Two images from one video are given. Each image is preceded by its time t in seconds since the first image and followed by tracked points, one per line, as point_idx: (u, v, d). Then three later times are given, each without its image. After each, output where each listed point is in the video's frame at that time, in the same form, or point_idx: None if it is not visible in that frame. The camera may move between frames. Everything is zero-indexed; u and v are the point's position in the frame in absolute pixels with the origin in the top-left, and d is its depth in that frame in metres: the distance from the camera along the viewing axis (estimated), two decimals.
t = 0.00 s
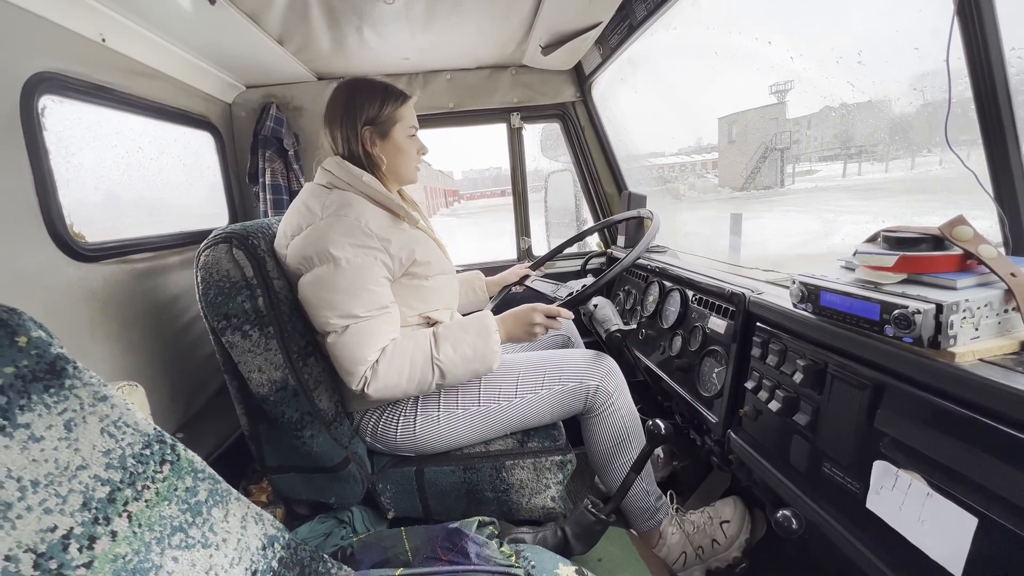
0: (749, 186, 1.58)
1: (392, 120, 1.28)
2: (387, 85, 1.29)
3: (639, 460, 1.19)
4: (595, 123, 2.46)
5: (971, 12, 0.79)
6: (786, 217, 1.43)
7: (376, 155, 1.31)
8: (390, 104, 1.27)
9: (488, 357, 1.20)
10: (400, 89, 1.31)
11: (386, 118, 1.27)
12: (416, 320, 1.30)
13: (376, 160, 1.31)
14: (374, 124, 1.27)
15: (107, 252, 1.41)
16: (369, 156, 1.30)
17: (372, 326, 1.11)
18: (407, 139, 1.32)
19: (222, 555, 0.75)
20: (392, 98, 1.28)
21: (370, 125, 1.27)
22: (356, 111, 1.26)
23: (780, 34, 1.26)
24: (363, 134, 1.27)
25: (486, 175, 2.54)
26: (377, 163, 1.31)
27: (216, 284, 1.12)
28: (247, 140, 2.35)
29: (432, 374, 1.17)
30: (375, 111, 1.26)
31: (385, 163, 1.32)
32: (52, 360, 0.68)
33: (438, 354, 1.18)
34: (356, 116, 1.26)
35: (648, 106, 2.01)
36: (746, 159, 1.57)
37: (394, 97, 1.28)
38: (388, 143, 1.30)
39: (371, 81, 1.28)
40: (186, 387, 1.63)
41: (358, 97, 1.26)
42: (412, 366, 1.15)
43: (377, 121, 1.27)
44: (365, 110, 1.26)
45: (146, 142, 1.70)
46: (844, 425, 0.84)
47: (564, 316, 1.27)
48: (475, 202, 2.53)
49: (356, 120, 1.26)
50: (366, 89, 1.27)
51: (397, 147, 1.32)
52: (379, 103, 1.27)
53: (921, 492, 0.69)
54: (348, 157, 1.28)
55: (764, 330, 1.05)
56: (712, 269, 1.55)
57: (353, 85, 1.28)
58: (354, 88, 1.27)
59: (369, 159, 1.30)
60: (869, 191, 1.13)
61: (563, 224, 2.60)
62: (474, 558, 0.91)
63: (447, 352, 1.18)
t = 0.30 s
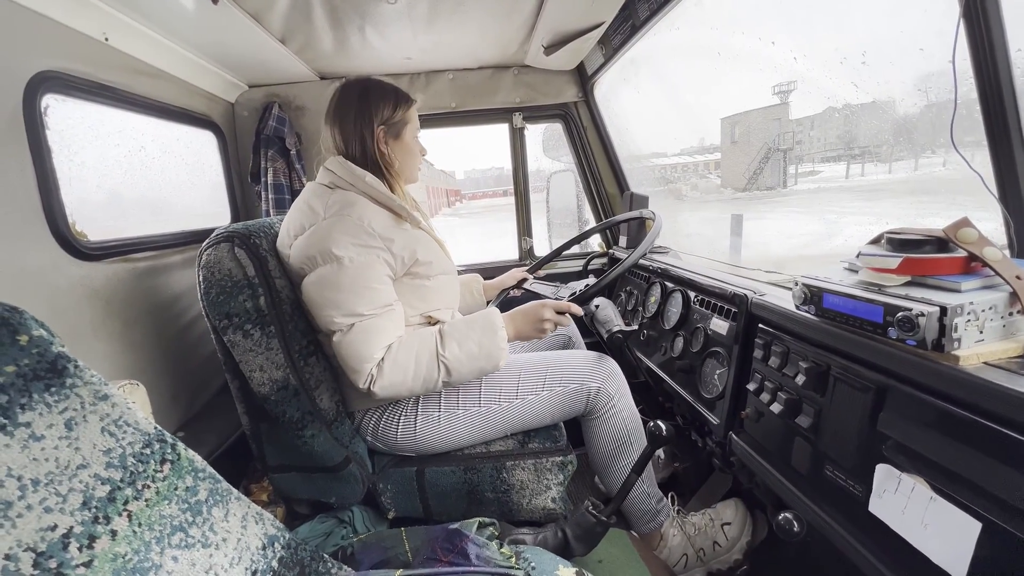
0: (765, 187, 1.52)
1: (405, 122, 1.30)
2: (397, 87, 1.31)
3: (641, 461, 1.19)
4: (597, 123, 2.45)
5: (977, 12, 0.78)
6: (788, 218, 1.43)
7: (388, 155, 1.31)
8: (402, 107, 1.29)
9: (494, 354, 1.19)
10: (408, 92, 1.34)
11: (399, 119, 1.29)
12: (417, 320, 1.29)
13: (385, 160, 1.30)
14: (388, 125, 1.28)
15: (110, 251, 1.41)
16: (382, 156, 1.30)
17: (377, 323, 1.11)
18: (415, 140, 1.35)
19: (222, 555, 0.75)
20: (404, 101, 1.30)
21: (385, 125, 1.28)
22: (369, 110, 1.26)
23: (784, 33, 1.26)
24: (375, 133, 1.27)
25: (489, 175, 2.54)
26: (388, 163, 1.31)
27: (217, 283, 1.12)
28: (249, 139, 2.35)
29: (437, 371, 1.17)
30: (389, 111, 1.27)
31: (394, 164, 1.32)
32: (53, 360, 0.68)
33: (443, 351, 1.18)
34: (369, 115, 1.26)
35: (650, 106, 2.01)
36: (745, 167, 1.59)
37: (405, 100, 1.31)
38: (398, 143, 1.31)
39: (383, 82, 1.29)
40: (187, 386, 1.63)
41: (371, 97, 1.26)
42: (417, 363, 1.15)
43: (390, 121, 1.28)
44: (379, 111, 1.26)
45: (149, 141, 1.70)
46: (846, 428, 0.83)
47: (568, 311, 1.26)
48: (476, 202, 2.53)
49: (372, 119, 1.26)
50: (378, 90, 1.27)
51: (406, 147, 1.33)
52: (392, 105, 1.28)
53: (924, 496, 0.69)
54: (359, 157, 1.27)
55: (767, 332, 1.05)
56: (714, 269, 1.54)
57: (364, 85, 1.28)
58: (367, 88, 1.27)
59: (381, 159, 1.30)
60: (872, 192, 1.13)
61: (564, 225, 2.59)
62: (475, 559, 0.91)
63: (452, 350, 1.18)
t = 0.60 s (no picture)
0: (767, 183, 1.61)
1: (419, 89, 1.29)
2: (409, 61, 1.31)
3: (663, 456, 1.17)
4: (617, 116, 2.43)
5: None
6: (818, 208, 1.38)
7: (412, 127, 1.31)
8: (412, 73, 1.29)
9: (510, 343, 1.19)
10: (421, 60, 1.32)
11: (412, 89, 1.29)
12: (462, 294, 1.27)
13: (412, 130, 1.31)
14: (401, 98, 1.29)
15: (141, 243, 1.45)
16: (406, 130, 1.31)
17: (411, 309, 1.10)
18: (437, 101, 1.32)
19: (254, 539, 0.77)
20: (414, 68, 1.30)
21: (399, 100, 1.29)
22: (382, 91, 1.28)
23: (813, 20, 1.22)
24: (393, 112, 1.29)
25: (506, 169, 2.52)
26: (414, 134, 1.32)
27: (245, 275, 1.14)
28: (272, 135, 2.38)
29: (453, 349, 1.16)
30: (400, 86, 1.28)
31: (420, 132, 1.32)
32: (94, 347, 0.70)
33: (464, 330, 1.16)
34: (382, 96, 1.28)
35: (672, 98, 1.99)
36: (774, 148, 1.52)
37: (415, 67, 1.30)
38: (420, 109, 1.30)
39: (394, 61, 1.30)
40: (214, 377, 1.67)
41: (382, 77, 1.29)
42: (437, 343, 1.14)
43: (403, 95, 1.28)
44: (392, 87, 1.28)
45: (177, 137, 1.74)
46: (879, 424, 0.81)
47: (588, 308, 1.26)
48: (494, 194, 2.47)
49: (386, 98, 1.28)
50: (388, 70, 1.29)
51: (431, 109, 1.31)
52: (403, 77, 1.29)
53: (963, 493, 0.67)
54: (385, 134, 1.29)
55: (795, 326, 1.03)
56: (739, 263, 1.52)
57: (376, 69, 1.31)
58: (380, 70, 1.30)
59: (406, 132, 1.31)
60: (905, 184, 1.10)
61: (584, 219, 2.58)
62: (500, 548, 0.91)
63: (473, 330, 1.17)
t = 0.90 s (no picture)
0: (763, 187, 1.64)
1: (404, 96, 1.30)
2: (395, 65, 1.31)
3: (666, 457, 1.17)
4: (621, 114, 2.43)
5: None
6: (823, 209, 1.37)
7: (398, 134, 1.33)
8: (399, 80, 1.29)
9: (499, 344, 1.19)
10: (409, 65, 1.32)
11: (398, 96, 1.30)
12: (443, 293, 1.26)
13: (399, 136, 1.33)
14: (388, 105, 1.30)
15: (145, 240, 1.45)
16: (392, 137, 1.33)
17: (399, 313, 1.11)
18: (424, 107, 1.32)
19: (258, 536, 0.76)
20: (401, 75, 1.30)
21: (385, 106, 1.30)
22: (369, 99, 1.30)
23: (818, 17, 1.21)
24: (380, 119, 1.31)
25: (506, 171, 2.52)
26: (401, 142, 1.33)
27: (249, 272, 1.13)
28: (275, 133, 2.38)
29: (448, 348, 1.16)
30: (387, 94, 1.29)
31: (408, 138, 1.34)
32: (98, 342, 0.70)
33: (456, 327, 1.16)
34: (370, 103, 1.30)
35: (675, 97, 1.98)
36: (773, 150, 1.54)
37: (402, 73, 1.30)
38: (407, 117, 1.31)
39: (382, 67, 1.31)
40: (217, 375, 1.66)
41: (369, 85, 1.30)
42: (431, 342, 1.14)
43: (389, 102, 1.29)
44: (378, 94, 1.29)
45: (180, 134, 1.73)
46: (887, 422, 0.81)
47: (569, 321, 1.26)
48: (492, 196, 2.46)
49: (372, 104, 1.29)
50: (375, 76, 1.30)
51: (417, 117, 1.32)
52: (389, 84, 1.29)
53: (975, 491, 0.66)
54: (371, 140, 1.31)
55: (801, 324, 1.02)
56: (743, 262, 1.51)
57: (364, 77, 1.32)
58: (367, 77, 1.31)
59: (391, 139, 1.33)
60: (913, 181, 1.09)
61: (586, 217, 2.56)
62: (505, 546, 0.91)
63: (465, 327, 1.16)
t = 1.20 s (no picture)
0: (758, 189, 1.67)
1: (396, 104, 1.33)
2: (386, 74, 1.35)
3: (663, 458, 1.19)
4: (619, 121, 2.46)
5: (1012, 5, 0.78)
6: (820, 211, 1.40)
7: (390, 141, 1.36)
8: (390, 89, 1.33)
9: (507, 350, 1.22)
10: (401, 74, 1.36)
11: (390, 104, 1.33)
12: (447, 297, 1.29)
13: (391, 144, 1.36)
14: (380, 113, 1.33)
15: (153, 248, 1.48)
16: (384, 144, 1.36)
17: (405, 322, 1.13)
18: (415, 116, 1.36)
19: (266, 535, 0.79)
20: (392, 84, 1.33)
21: (377, 114, 1.33)
22: (363, 106, 1.33)
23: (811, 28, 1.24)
24: (373, 126, 1.34)
25: (506, 173, 2.55)
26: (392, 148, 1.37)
27: (256, 278, 1.16)
28: (279, 141, 2.41)
29: (456, 355, 1.19)
30: (379, 101, 1.32)
31: (400, 146, 1.37)
32: (114, 347, 0.73)
33: (462, 333, 1.18)
34: (363, 111, 1.33)
35: (672, 104, 2.01)
36: (771, 152, 1.56)
37: (393, 82, 1.33)
38: (400, 125, 1.35)
39: (373, 76, 1.34)
40: (223, 380, 1.69)
41: (362, 93, 1.33)
42: (438, 349, 1.17)
43: (382, 110, 1.33)
44: (370, 102, 1.33)
45: (187, 144, 1.77)
46: (876, 424, 0.83)
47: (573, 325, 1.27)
48: (491, 200, 2.48)
49: (364, 112, 1.33)
50: (368, 85, 1.33)
51: (409, 126, 1.36)
52: (381, 92, 1.33)
53: (956, 489, 0.69)
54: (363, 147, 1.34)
55: (793, 328, 1.05)
56: (738, 267, 1.54)
57: (357, 85, 1.35)
58: (360, 86, 1.34)
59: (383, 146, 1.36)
60: (902, 189, 1.12)
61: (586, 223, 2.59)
62: (505, 545, 0.93)
63: (472, 333, 1.19)
